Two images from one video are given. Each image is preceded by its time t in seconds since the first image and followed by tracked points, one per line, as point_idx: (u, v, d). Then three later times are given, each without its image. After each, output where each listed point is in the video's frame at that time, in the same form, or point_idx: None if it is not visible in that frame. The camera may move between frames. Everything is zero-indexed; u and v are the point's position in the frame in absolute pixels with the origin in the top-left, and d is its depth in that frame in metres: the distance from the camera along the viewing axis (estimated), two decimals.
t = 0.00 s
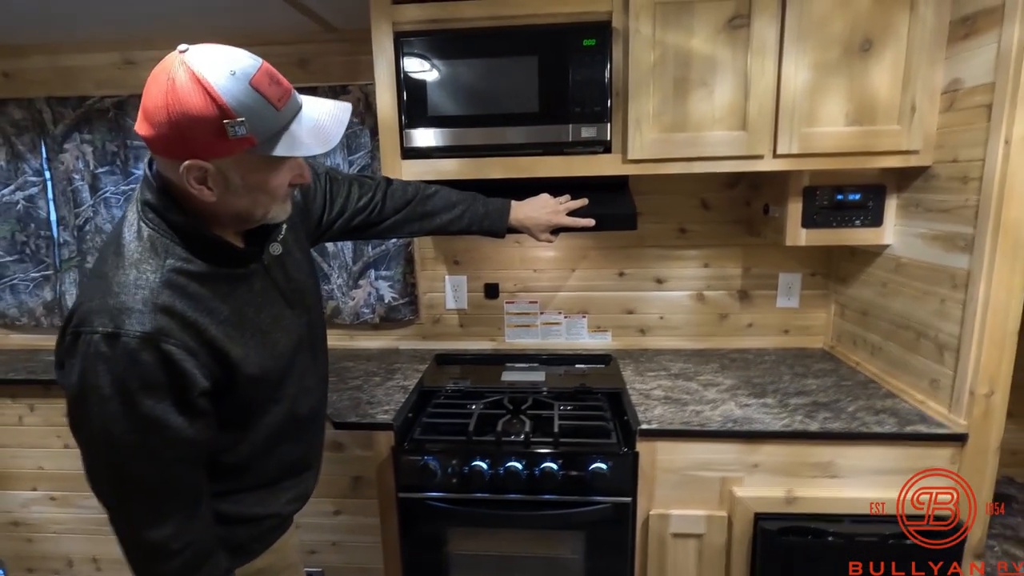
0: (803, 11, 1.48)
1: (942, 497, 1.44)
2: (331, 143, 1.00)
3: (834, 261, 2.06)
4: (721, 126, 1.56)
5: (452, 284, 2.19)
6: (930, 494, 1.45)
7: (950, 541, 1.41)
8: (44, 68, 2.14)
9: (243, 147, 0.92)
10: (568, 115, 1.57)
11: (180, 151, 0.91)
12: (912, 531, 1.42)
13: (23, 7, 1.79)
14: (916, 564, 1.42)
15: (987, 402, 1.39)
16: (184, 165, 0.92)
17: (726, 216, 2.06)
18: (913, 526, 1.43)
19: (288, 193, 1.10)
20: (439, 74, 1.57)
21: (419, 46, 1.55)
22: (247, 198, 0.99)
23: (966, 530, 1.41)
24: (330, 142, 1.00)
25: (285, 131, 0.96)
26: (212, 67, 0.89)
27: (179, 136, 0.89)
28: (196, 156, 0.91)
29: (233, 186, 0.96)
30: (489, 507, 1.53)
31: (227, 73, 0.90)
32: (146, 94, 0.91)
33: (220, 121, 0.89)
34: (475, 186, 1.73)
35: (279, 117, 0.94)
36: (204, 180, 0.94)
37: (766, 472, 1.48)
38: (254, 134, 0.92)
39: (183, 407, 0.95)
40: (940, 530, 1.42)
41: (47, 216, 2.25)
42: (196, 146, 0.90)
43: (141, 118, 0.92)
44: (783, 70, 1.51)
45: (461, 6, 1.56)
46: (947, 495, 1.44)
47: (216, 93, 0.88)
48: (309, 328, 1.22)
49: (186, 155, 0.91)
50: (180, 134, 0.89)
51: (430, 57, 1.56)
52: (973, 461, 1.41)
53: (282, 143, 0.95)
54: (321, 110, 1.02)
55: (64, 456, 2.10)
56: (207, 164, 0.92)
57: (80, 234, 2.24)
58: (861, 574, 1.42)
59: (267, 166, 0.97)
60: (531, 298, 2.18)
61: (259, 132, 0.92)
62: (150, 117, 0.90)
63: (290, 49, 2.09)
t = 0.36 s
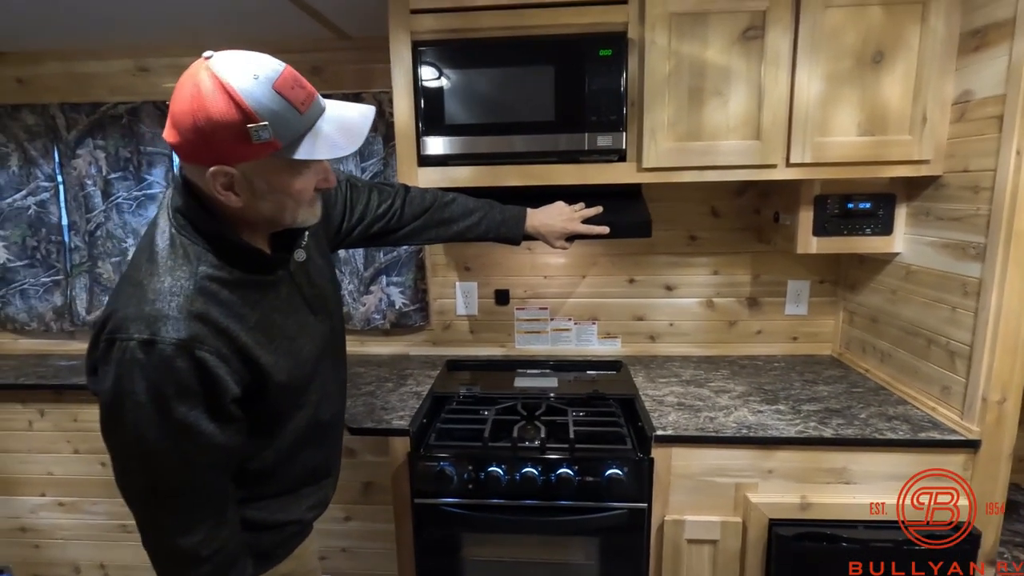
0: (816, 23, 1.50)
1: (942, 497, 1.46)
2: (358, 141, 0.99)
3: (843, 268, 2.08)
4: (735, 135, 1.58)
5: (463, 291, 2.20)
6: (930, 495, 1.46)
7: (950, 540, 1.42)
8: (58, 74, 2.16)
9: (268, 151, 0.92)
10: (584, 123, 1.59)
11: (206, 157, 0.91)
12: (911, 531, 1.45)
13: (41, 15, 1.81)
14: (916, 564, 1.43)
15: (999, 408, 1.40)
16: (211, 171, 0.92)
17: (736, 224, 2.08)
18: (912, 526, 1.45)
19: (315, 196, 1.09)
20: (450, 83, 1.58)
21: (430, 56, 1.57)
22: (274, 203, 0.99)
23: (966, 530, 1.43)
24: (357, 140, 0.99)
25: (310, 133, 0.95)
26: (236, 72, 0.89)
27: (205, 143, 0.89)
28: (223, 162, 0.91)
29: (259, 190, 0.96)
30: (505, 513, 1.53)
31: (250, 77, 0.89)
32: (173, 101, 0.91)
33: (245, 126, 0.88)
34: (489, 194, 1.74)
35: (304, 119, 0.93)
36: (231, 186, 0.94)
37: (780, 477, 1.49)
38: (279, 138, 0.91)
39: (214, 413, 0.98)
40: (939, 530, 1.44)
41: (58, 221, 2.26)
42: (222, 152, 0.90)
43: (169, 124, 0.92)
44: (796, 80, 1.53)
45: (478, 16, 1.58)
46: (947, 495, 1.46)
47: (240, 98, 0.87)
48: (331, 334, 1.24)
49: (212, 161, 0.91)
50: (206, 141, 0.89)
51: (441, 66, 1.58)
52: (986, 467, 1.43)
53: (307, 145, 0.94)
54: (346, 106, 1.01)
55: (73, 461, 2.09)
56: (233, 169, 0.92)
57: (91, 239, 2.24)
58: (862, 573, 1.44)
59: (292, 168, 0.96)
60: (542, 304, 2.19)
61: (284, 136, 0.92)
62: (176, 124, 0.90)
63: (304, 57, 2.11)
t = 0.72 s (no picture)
0: (825, 30, 1.51)
1: (942, 497, 1.46)
2: (373, 139, 1.00)
3: (848, 273, 2.09)
4: (743, 140, 1.59)
5: (468, 293, 2.20)
6: (930, 494, 1.46)
7: (950, 541, 1.44)
8: (69, 74, 2.17)
9: (284, 150, 0.93)
10: (592, 127, 1.59)
11: (223, 157, 0.92)
12: (911, 531, 1.46)
13: (53, 17, 1.82)
14: (916, 564, 1.42)
15: (1005, 414, 1.40)
16: (227, 171, 0.93)
17: (741, 229, 2.09)
18: (912, 526, 1.47)
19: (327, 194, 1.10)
20: (458, 87, 1.59)
21: (439, 59, 1.58)
22: (290, 202, 1.00)
23: (965, 532, 1.45)
24: (372, 138, 1.00)
25: (325, 131, 0.96)
26: (252, 72, 0.89)
27: (222, 143, 0.90)
28: (239, 162, 0.92)
29: (276, 189, 0.97)
30: (511, 514, 1.54)
31: (266, 76, 0.90)
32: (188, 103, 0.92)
33: (261, 125, 0.89)
34: (497, 196, 1.75)
35: (319, 117, 0.94)
36: (248, 185, 0.95)
37: (786, 481, 1.49)
38: (295, 136, 0.92)
39: (226, 411, 0.98)
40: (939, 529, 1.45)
41: (67, 220, 2.27)
42: (238, 152, 0.91)
43: (184, 125, 0.93)
44: (805, 86, 1.54)
45: (488, 20, 1.59)
46: (947, 495, 1.46)
47: (256, 97, 0.88)
48: (340, 334, 1.24)
49: (229, 161, 0.92)
50: (222, 141, 0.90)
51: (449, 69, 1.58)
52: (992, 473, 1.43)
53: (322, 143, 0.95)
54: (359, 103, 1.02)
55: (79, 459, 2.10)
56: (250, 169, 0.93)
57: (99, 237, 2.26)
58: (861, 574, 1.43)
59: (308, 166, 0.98)
60: (547, 307, 2.20)
61: (300, 135, 0.93)
62: (193, 125, 0.91)
63: (314, 59, 2.12)
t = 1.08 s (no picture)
0: (826, 34, 1.51)
1: (942, 497, 1.45)
2: (374, 138, 1.01)
3: (850, 277, 2.08)
4: (744, 144, 1.59)
5: (470, 296, 2.20)
6: (930, 494, 1.45)
7: (947, 542, 1.44)
8: (72, 78, 2.18)
9: (285, 152, 0.93)
10: (594, 131, 1.60)
11: (223, 161, 0.92)
12: (911, 531, 1.45)
13: (58, 21, 1.83)
14: (916, 565, 1.41)
15: (1009, 419, 1.40)
16: (228, 175, 0.93)
17: (743, 232, 2.09)
18: (913, 527, 1.45)
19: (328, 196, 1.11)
20: (460, 91, 1.59)
21: (441, 63, 1.59)
22: (292, 205, 1.00)
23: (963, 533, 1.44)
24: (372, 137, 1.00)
25: (325, 132, 0.96)
26: (250, 75, 0.90)
27: (222, 147, 0.90)
28: (240, 165, 0.92)
29: (278, 193, 0.97)
30: (512, 519, 1.53)
31: (263, 79, 0.90)
32: (188, 108, 0.92)
33: (261, 127, 0.89)
34: (499, 200, 1.75)
35: (319, 118, 0.95)
36: (249, 189, 0.95)
37: (788, 486, 1.49)
38: (294, 138, 0.92)
39: (227, 415, 0.98)
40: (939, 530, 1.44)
41: (71, 223, 2.28)
42: (238, 155, 0.91)
43: (184, 131, 0.93)
44: (806, 91, 1.54)
45: (490, 24, 1.60)
46: (947, 495, 1.45)
47: (255, 100, 0.88)
48: (341, 337, 1.24)
49: (229, 165, 0.92)
50: (222, 144, 0.90)
51: (451, 73, 1.59)
52: (996, 478, 1.42)
53: (322, 143, 0.96)
54: (357, 103, 1.02)
55: (80, 462, 2.10)
56: (251, 172, 0.93)
57: (102, 241, 2.26)
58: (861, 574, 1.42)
59: (309, 169, 0.98)
60: (548, 310, 2.20)
61: (299, 136, 0.93)
62: (193, 130, 0.92)
63: (316, 63, 2.13)
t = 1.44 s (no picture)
0: (828, 40, 1.51)
1: (942, 497, 1.44)
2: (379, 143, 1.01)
3: (854, 283, 2.08)
4: (747, 149, 1.59)
5: (472, 301, 2.20)
6: (930, 494, 1.44)
7: (943, 541, 1.44)
8: (76, 83, 2.19)
9: (291, 156, 0.93)
10: (596, 136, 1.59)
11: (230, 165, 0.92)
12: (911, 531, 1.44)
13: (62, 27, 1.84)
14: (916, 564, 1.40)
15: (1014, 426, 1.39)
16: (234, 179, 0.93)
17: (746, 238, 2.08)
18: (912, 526, 1.45)
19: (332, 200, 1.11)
20: (463, 96, 1.59)
21: (444, 68, 1.59)
22: (297, 209, 1.00)
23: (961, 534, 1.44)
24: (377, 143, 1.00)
25: (331, 137, 0.96)
26: (257, 79, 0.90)
27: (228, 150, 0.90)
28: (246, 169, 0.92)
29: (282, 197, 0.97)
30: (513, 525, 1.53)
31: (271, 83, 0.90)
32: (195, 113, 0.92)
33: (268, 132, 0.89)
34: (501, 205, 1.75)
35: (326, 122, 0.95)
36: (255, 194, 0.96)
37: (791, 493, 1.48)
38: (301, 142, 0.92)
39: (228, 421, 0.98)
40: (939, 529, 1.44)
41: (73, 227, 2.28)
42: (245, 160, 0.91)
43: (190, 134, 0.93)
44: (809, 97, 1.54)
45: (493, 29, 1.60)
46: (947, 495, 1.44)
47: (261, 104, 0.88)
48: (344, 343, 1.24)
49: (235, 169, 0.92)
50: (229, 148, 0.90)
51: (453, 79, 1.59)
52: (1002, 486, 1.41)
53: (329, 148, 0.95)
54: (363, 108, 1.02)
55: (81, 466, 2.09)
56: (256, 176, 0.93)
57: (104, 245, 2.26)
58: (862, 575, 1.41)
59: (315, 172, 0.98)
60: (550, 316, 2.19)
61: (305, 141, 0.93)
62: (200, 135, 0.91)
63: (319, 68, 2.13)
